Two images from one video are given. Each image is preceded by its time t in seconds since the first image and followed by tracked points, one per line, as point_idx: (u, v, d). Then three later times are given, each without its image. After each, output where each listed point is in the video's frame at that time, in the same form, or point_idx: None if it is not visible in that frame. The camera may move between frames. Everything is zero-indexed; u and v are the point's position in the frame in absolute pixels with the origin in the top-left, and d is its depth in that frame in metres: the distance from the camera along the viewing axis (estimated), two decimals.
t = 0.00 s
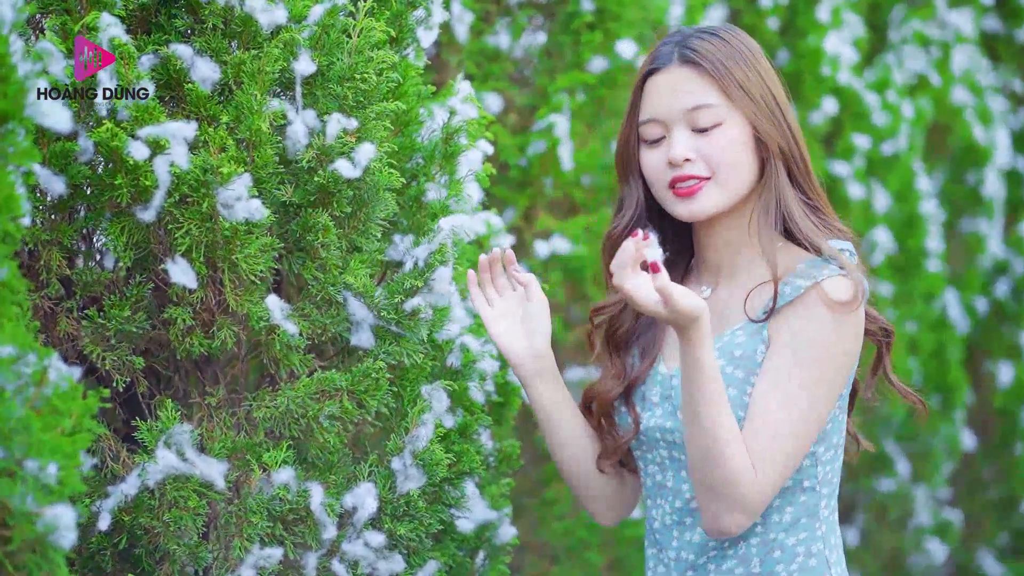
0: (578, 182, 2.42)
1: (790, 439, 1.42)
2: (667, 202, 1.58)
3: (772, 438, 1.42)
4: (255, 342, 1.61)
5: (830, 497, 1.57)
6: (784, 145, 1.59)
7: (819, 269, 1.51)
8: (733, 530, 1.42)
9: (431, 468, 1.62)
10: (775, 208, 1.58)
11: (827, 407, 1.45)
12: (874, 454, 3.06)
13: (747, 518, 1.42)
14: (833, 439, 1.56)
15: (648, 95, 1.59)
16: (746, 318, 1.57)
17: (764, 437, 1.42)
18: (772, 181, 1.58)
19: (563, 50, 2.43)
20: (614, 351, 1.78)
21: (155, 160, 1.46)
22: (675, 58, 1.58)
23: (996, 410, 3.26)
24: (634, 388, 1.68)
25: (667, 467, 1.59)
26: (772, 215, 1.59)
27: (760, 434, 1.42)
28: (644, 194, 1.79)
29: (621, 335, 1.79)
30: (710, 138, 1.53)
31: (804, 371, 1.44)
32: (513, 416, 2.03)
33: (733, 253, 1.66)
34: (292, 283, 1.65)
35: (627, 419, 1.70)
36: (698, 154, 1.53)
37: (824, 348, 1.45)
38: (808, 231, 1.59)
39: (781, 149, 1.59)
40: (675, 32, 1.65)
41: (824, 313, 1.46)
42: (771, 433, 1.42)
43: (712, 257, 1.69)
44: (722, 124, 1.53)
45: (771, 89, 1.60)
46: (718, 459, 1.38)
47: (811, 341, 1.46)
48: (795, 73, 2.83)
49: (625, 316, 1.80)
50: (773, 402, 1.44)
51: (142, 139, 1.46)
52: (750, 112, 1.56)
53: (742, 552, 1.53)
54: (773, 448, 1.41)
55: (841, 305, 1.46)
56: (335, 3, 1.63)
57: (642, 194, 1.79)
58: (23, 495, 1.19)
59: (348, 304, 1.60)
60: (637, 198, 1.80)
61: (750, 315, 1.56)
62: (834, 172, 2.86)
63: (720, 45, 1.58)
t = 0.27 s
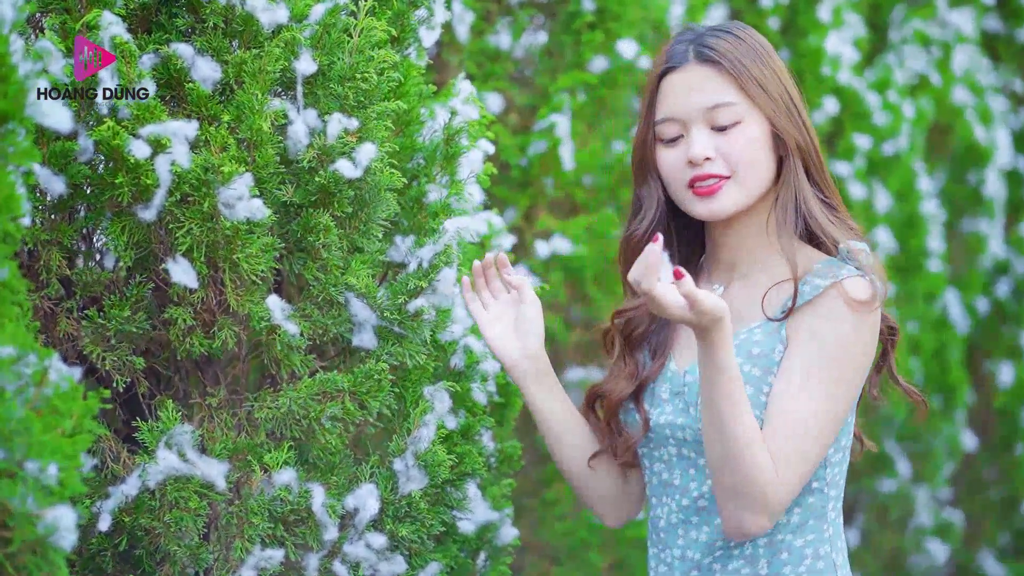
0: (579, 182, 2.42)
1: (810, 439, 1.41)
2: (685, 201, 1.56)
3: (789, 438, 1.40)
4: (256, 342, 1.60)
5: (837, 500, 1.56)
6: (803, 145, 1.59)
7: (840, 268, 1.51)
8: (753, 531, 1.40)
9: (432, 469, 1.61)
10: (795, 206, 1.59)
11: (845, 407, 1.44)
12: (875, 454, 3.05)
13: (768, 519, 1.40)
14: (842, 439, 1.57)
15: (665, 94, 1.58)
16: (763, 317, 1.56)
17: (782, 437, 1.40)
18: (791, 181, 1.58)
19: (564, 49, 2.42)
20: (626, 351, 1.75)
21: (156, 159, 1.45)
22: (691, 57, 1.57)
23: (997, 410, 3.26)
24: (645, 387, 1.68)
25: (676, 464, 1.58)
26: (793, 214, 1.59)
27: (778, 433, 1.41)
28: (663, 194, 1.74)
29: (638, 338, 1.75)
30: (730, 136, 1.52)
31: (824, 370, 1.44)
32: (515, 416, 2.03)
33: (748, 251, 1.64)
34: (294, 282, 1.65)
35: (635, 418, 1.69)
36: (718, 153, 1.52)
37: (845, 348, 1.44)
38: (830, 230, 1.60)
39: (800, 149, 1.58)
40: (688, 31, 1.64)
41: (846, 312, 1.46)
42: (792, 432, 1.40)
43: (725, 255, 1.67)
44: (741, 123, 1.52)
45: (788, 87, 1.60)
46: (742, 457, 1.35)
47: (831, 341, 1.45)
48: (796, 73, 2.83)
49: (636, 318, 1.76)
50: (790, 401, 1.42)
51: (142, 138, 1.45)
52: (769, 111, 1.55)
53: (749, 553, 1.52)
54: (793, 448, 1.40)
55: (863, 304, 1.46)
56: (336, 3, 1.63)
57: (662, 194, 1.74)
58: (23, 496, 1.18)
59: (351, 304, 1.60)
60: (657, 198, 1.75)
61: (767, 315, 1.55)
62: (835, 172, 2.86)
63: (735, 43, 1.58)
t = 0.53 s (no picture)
0: (578, 182, 2.41)
1: (823, 439, 1.40)
2: (698, 204, 1.55)
3: (802, 438, 1.39)
4: (255, 342, 1.59)
5: (839, 502, 1.57)
6: (812, 144, 1.59)
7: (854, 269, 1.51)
8: (767, 534, 1.37)
9: (432, 471, 1.60)
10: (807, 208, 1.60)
11: (857, 408, 1.44)
12: (874, 455, 3.05)
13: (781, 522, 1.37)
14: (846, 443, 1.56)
15: (675, 95, 1.56)
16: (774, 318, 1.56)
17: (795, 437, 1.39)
18: (800, 181, 1.60)
19: (563, 49, 2.42)
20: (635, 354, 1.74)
21: (155, 159, 1.46)
22: (701, 58, 1.56)
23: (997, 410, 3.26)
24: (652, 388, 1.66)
25: (681, 464, 1.57)
26: (805, 217, 1.60)
27: (791, 434, 1.40)
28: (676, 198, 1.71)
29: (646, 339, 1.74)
30: (743, 138, 1.51)
31: (837, 371, 1.43)
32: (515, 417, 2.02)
33: (757, 251, 1.64)
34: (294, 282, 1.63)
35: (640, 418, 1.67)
36: (731, 155, 1.50)
37: (858, 349, 1.44)
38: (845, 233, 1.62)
39: (809, 148, 1.59)
40: (693, 31, 1.63)
41: (861, 313, 1.46)
42: (806, 433, 1.39)
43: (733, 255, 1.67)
44: (753, 124, 1.51)
45: (796, 87, 1.60)
46: (758, 457, 1.32)
47: (844, 342, 1.45)
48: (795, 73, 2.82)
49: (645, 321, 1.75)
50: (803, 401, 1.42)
51: (142, 139, 1.46)
52: (779, 111, 1.55)
53: (752, 553, 1.51)
54: (805, 448, 1.39)
55: (876, 305, 1.47)
56: (336, 2, 1.62)
57: (673, 201, 1.71)
58: (22, 498, 1.17)
59: (351, 304, 1.59)
60: (670, 204, 1.71)
61: (778, 314, 1.55)
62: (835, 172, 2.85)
63: (744, 44, 1.57)
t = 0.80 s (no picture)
0: (574, 182, 2.41)
1: (829, 439, 1.40)
2: (704, 206, 1.55)
3: (807, 439, 1.39)
4: (252, 343, 1.59)
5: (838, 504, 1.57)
6: (818, 146, 1.60)
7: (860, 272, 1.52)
8: (779, 538, 1.37)
9: (429, 472, 1.60)
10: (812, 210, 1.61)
11: (862, 409, 1.44)
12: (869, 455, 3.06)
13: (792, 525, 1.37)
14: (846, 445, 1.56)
15: (680, 97, 1.56)
16: (779, 319, 1.56)
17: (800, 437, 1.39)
18: (805, 181, 1.60)
19: (560, 49, 2.41)
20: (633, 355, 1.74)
21: (153, 160, 1.45)
22: (706, 60, 1.55)
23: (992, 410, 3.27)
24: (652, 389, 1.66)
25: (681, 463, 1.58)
26: (811, 218, 1.62)
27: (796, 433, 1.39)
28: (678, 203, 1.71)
29: (644, 340, 1.74)
30: (749, 140, 1.50)
31: (843, 373, 1.44)
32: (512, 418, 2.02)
33: (760, 252, 1.64)
34: (291, 284, 1.63)
35: (641, 420, 1.67)
36: (738, 157, 1.50)
37: (864, 351, 1.45)
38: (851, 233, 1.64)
39: (814, 150, 1.59)
40: (695, 33, 1.63)
41: (868, 315, 1.47)
42: (812, 434, 1.39)
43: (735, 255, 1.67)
44: (760, 126, 1.51)
45: (801, 89, 1.60)
46: (766, 457, 1.32)
47: (851, 344, 1.45)
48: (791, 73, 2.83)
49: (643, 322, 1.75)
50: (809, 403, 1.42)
51: (140, 139, 1.45)
52: (785, 113, 1.55)
53: (751, 554, 1.52)
54: (811, 449, 1.39)
55: (882, 307, 1.47)
56: (333, 2, 1.62)
57: (676, 204, 1.71)
58: (19, 499, 1.18)
59: (347, 305, 1.58)
60: (671, 207, 1.71)
61: (783, 314, 1.55)
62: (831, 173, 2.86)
63: (748, 45, 1.57)
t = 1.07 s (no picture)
0: (568, 183, 2.41)
1: (828, 440, 1.41)
2: (705, 208, 1.54)
3: (807, 441, 1.40)
4: (246, 343, 1.59)
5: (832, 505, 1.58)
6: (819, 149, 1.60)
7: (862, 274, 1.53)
8: (778, 539, 1.38)
9: (423, 473, 1.60)
10: (813, 212, 1.62)
11: (862, 410, 1.45)
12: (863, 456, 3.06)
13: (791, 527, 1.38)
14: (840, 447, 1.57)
15: (683, 98, 1.55)
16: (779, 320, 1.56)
17: (800, 439, 1.39)
18: (806, 183, 1.61)
19: (554, 50, 2.41)
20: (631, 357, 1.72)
21: (147, 161, 1.45)
22: (710, 60, 1.55)
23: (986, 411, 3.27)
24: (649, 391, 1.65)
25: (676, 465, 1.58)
26: (811, 220, 1.62)
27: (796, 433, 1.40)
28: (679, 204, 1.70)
29: (641, 341, 1.73)
30: (752, 142, 1.50)
31: (844, 375, 1.45)
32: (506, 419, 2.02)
33: (759, 253, 1.64)
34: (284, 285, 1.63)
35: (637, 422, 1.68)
36: (741, 159, 1.50)
37: (865, 353, 1.46)
38: (851, 236, 1.64)
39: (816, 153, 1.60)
40: (697, 32, 1.62)
41: (870, 317, 1.48)
42: (812, 434, 1.40)
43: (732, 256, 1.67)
44: (763, 129, 1.51)
45: (802, 91, 1.60)
46: (768, 456, 1.32)
47: (852, 346, 1.46)
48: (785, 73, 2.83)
49: (641, 323, 1.73)
50: (809, 405, 1.42)
51: (134, 140, 1.45)
52: (787, 115, 1.55)
53: (746, 555, 1.52)
54: (811, 449, 1.39)
55: (883, 310, 1.48)
56: (328, 3, 1.62)
57: (676, 207, 1.70)
58: (16, 501, 1.18)
59: (337, 306, 1.58)
60: (671, 208, 1.70)
61: (784, 317, 1.54)
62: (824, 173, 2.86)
63: (751, 46, 1.56)
